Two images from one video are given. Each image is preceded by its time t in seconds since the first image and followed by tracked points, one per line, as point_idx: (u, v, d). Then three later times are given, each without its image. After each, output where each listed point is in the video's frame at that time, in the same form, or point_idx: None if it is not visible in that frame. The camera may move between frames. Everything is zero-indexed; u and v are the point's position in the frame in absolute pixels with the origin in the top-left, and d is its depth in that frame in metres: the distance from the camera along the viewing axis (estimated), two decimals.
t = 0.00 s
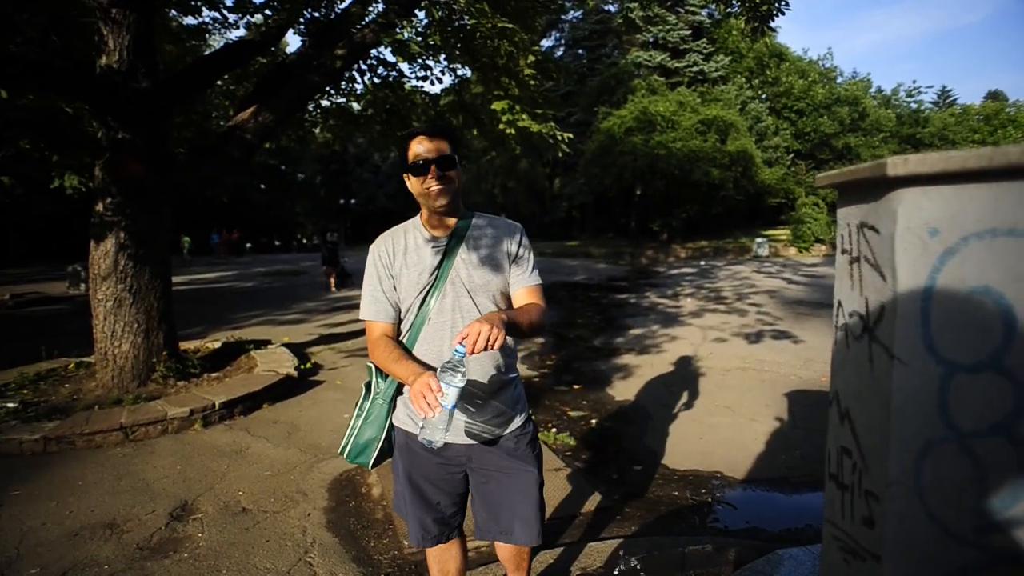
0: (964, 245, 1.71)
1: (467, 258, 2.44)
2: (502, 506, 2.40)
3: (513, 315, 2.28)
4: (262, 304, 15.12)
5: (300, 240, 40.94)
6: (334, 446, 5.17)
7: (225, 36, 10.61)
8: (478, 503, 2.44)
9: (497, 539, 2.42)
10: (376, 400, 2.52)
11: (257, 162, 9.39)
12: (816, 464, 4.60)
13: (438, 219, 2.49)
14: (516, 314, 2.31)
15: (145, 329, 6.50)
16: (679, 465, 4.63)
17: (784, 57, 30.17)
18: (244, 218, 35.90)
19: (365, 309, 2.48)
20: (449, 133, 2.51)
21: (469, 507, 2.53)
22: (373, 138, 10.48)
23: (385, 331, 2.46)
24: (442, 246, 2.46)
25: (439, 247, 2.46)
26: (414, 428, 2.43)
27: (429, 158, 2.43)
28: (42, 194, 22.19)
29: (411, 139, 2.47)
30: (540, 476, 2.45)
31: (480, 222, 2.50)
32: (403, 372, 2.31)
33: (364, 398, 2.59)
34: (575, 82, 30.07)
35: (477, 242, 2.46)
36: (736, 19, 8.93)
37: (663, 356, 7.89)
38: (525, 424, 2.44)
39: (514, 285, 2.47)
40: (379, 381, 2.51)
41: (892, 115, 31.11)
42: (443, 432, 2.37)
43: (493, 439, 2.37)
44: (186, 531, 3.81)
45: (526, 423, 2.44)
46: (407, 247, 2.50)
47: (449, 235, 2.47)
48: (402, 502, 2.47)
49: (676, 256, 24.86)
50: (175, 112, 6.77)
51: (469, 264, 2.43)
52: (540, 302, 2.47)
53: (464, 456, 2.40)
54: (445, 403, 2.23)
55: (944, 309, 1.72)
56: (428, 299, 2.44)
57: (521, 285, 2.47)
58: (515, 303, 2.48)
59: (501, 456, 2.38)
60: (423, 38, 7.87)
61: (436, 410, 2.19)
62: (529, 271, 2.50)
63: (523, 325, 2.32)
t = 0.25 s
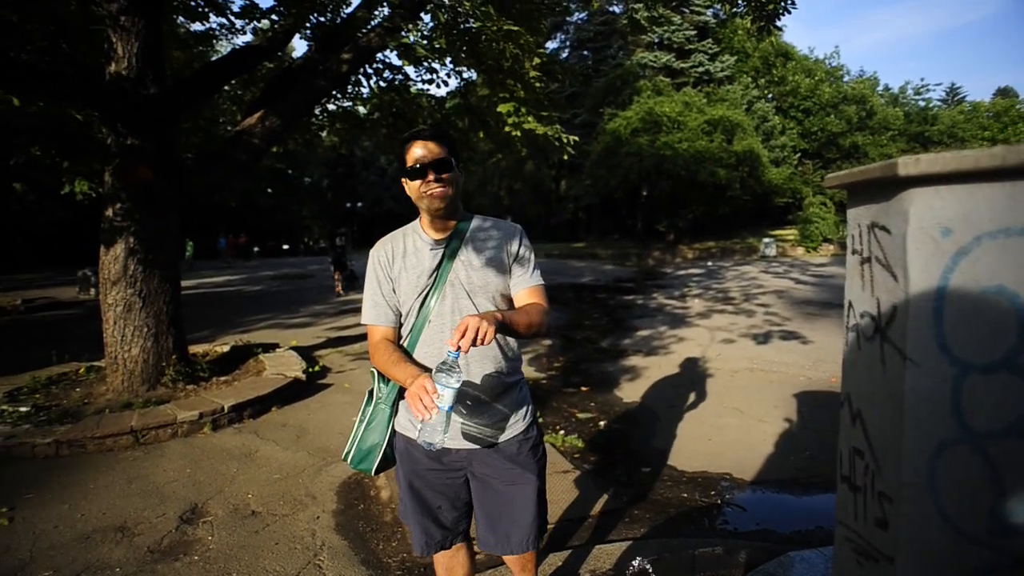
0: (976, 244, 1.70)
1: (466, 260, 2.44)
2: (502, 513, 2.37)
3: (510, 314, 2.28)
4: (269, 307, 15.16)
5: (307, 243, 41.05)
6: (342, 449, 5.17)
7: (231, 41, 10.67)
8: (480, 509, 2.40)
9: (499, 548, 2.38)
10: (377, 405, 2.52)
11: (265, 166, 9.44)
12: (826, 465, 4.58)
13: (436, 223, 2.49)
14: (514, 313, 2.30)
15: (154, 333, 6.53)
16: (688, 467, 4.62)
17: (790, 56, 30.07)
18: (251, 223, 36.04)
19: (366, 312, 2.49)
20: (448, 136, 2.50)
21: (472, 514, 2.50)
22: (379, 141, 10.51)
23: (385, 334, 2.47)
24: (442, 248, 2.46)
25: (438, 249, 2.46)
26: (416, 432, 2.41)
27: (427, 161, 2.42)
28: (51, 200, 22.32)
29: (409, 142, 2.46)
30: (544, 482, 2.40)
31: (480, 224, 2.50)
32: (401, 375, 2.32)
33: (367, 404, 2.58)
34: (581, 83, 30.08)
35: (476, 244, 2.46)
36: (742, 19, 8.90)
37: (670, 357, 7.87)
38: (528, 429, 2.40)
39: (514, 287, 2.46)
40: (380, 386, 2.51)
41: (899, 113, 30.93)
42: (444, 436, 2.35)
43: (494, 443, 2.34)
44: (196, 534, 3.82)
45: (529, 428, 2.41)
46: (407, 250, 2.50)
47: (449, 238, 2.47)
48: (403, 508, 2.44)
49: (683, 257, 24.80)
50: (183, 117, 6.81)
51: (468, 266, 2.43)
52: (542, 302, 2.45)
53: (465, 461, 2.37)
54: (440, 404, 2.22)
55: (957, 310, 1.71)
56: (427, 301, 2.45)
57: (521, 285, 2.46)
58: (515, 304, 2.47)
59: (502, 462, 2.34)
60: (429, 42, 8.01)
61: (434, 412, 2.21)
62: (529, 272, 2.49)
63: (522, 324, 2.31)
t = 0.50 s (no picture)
0: (983, 248, 1.70)
1: (468, 263, 2.44)
2: (506, 516, 2.36)
3: (514, 313, 2.28)
4: (273, 310, 15.18)
5: (311, 246, 41.12)
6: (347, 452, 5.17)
7: (236, 45, 10.71)
8: (486, 511, 2.40)
9: (504, 550, 2.38)
10: (380, 409, 2.52)
11: (269, 169, 9.48)
12: (831, 467, 4.57)
13: (437, 225, 2.49)
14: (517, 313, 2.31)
15: (159, 336, 6.55)
16: (692, 470, 4.61)
17: (794, 58, 30.06)
18: (256, 225, 36.12)
19: (368, 316, 2.50)
20: (449, 140, 2.51)
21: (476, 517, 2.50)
22: (383, 144, 10.54)
23: (387, 337, 2.47)
24: (443, 249, 2.47)
25: (440, 252, 2.46)
26: (421, 438, 2.40)
27: (428, 164, 2.42)
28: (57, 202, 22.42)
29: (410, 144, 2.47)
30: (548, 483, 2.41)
31: (481, 227, 2.51)
32: (403, 377, 2.32)
33: (369, 409, 2.58)
34: (584, 86, 30.13)
35: (478, 246, 2.46)
36: (746, 21, 8.91)
37: (674, 359, 7.87)
38: (531, 431, 2.40)
39: (516, 289, 2.47)
40: (383, 390, 2.51)
41: (904, 115, 30.87)
42: (449, 440, 2.35)
43: (498, 446, 2.34)
44: (201, 536, 3.83)
45: (532, 430, 2.41)
46: (408, 254, 2.51)
47: (451, 241, 2.47)
48: (406, 512, 2.44)
49: (686, 259, 24.77)
50: (188, 121, 6.84)
51: (470, 269, 2.43)
52: (546, 303, 2.45)
53: (468, 465, 2.37)
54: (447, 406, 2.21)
55: (964, 313, 1.71)
56: (429, 304, 2.45)
57: (525, 287, 2.47)
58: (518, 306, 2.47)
59: (505, 465, 2.34)
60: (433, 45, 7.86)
61: (438, 415, 2.19)
62: (531, 275, 2.49)
63: (526, 324, 2.31)
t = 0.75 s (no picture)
0: (987, 250, 1.71)
1: (469, 264, 2.44)
2: (509, 517, 2.37)
3: (517, 312, 2.28)
4: (276, 310, 15.19)
5: (313, 247, 41.14)
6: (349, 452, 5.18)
7: (239, 46, 10.74)
8: (488, 512, 2.40)
9: (507, 550, 2.38)
10: (382, 410, 2.52)
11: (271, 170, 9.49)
12: (834, 469, 4.57)
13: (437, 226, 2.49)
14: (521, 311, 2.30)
15: (162, 336, 6.56)
16: (694, 471, 4.61)
17: (797, 60, 30.05)
18: (258, 226, 36.16)
19: (370, 317, 2.51)
20: (448, 141, 2.50)
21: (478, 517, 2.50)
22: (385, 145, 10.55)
23: (389, 337, 2.48)
24: (444, 250, 2.46)
25: (441, 253, 2.46)
26: (424, 438, 2.41)
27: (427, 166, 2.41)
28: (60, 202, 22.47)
29: (410, 146, 2.46)
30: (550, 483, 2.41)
31: (482, 228, 2.51)
32: (406, 376, 2.33)
33: (371, 410, 2.59)
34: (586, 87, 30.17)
35: (479, 247, 2.46)
36: (748, 22, 8.90)
37: (676, 361, 7.86)
38: (533, 431, 2.40)
39: (518, 290, 2.47)
40: (384, 390, 2.52)
41: (907, 116, 30.82)
42: (451, 441, 2.36)
43: (500, 446, 2.34)
44: (203, 536, 3.83)
45: (533, 430, 2.41)
46: (409, 255, 2.51)
47: (452, 242, 2.47)
48: (409, 512, 2.44)
49: (688, 261, 24.74)
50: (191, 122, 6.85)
51: (471, 269, 2.43)
52: (550, 301, 2.45)
53: (470, 465, 2.37)
54: (453, 403, 2.22)
55: (968, 316, 1.71)
56: (430, 305, 2.45)
57: (528, 286, 2.47)
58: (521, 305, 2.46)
59: (508, 465, 2.34)
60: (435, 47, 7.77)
61: (445, 412, 2.21)
62: (534, 275, 2.49)
63: (531, 323, 2.31)
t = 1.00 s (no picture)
0: (991, 250, 1.71)
1: (470, 263, 2.43)
2: (508, 515, 2.36)
3: (520, 312, 2.28)
4: (278, 308, 15.21)
5: (315, 245, 41.18)
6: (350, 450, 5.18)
7: (242, 44, 10.74)
8: (488, 510, 2.40)
9: (507, 548, 2.38)
10: (383, 407, 2.52)
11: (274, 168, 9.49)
12: (835, 469, 4.57)
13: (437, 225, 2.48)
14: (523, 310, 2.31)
15: (164, 333, 6.57)
16: (695, 471, 4.61)
17: (800, 60, 30.00)
18: (260, 224, 36.20)
19: (371, 314, 2.51)
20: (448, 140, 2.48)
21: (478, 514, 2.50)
22: (388, 143, 10.57)
23: (389, 334, 2.49)
24: (445, 249, 2.46)
25: (442, 252, 2.46)
26: (424, 435, 2.41)
27: (427, 165, 2.38)
28: (63, 199, 22.51)
29: (410, 144, 2.44)
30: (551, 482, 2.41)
31: (483, 226, 2.50)
32: (405, 368, 2.34)
33: (372, 406, 2.59)
34: (589, 87, 30.16)
35: (481, 246, 2.46)
36: (751, 22, 8.87)
37: (678, 360, 7.86)
38: (534, 430, 2.39)
39: (519, 290, 2.47)
40: (385, 387, 2.53)
41: (910, 116, 30.73)
42: (452, 437, 2.35)
43: (500, 444, 2.33)
44: (205, 533, 3.84)
45: (534, 429, 2.40)
46: (410, 254, 2.51)
47: (453, 240, 2.47)
48: (408, 509, 2.45)
49: (690, 261, 24.73)
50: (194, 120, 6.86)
51: (472, 268, 2.43)
52: (551, 301, 2.45)
53: (470, 463, 2.37)
54: (452, 391, 2.23)
55: (971, 316, 1.71)
56: (431, 304, 2.45)
57: (529, 286, 2.46)
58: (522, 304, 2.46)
59: (507, 463, 2.34)
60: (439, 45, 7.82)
61: (443, 399, 2.22)
62: (535, 274, 2.49)
63: (534, 322, 2.31)
